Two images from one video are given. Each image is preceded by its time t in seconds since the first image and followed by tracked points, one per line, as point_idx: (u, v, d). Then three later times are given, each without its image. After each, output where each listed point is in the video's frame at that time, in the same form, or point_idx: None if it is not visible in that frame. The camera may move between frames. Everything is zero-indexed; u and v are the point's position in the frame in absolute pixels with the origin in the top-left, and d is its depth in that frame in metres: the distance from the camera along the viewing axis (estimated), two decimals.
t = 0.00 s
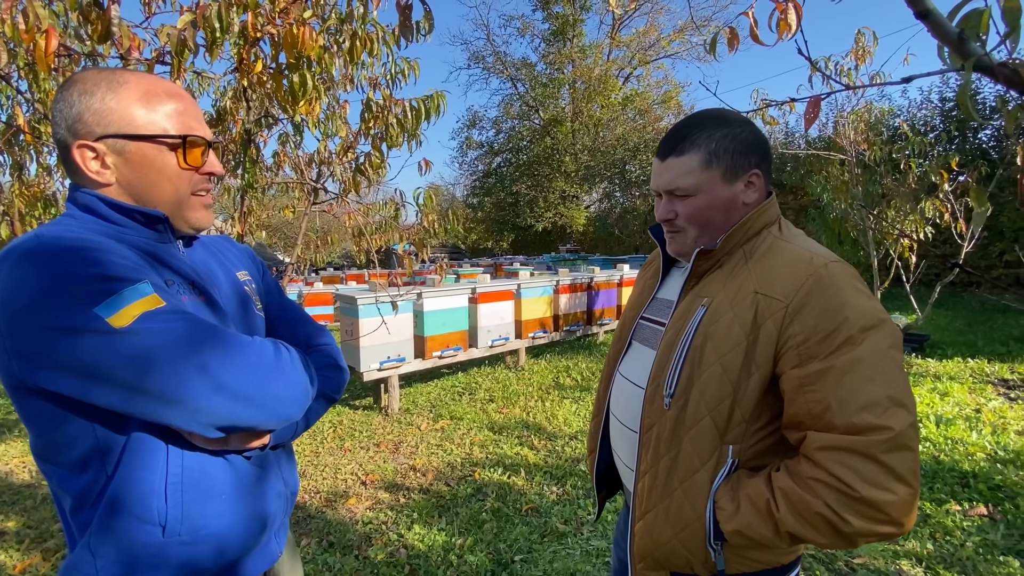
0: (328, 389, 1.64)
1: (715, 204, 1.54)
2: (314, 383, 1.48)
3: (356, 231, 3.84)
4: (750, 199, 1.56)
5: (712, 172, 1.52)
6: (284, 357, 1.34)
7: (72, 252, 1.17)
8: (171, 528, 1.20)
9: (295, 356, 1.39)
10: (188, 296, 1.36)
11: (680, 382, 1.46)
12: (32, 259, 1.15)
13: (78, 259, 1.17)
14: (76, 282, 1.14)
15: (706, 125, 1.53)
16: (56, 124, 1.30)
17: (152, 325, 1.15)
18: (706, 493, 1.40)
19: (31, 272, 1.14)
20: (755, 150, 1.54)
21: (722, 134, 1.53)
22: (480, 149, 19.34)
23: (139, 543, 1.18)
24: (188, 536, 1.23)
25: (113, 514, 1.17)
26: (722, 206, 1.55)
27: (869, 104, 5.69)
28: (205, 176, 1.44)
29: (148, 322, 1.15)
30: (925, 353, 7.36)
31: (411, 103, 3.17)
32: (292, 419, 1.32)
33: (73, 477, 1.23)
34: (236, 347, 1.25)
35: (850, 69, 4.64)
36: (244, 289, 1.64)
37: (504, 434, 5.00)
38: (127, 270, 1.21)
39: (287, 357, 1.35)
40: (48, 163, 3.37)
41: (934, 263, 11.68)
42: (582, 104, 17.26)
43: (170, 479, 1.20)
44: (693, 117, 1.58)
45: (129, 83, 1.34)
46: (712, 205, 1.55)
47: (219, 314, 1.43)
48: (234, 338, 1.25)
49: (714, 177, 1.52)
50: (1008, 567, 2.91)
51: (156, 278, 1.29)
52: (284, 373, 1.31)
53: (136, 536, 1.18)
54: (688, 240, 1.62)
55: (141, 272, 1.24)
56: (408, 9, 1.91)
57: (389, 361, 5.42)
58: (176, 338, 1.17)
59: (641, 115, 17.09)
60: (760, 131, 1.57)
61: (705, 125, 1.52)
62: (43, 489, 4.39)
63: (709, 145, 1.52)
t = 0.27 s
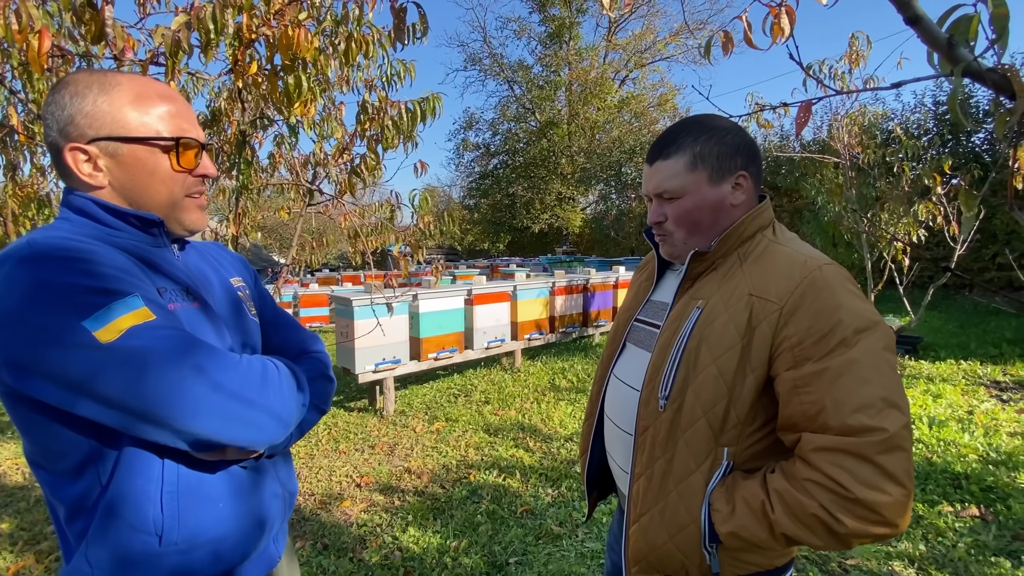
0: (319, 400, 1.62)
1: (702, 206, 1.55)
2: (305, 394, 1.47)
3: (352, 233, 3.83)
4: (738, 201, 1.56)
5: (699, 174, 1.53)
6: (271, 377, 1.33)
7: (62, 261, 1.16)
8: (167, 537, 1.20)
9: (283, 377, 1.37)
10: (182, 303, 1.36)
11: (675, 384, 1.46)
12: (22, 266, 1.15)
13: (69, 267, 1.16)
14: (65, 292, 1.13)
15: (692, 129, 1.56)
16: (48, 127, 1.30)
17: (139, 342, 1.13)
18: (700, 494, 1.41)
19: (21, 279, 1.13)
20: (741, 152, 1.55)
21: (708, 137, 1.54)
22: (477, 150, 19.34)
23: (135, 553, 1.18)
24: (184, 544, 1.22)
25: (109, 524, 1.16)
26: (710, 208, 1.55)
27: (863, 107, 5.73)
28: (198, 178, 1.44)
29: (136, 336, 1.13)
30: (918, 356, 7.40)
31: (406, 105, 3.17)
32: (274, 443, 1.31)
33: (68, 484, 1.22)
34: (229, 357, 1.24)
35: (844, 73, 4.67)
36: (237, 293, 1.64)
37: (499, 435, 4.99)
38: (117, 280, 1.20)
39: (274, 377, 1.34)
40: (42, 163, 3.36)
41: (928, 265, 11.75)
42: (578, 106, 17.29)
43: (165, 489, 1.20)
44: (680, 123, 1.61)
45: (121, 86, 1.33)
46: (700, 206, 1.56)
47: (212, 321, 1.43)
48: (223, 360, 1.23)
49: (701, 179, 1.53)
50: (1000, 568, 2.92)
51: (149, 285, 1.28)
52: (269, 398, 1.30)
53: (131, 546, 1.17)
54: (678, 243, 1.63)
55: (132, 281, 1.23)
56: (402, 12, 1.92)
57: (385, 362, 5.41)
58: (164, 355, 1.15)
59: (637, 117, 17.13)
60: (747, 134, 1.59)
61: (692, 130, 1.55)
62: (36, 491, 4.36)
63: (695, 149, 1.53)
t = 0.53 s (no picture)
0: (320, 410, 1.59)
1: (703, 210, 1.55)
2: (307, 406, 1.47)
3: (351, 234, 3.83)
4: (739, 206, 1.56)
5: (700, 178, 1.54)
6: (275, 399, 1.33)
7: (65, 276, 1.15)
8: (172, 551, 1.20)
9: (284, 400, 1.36)
10: (185, 317, 1.35)
11: (680, 391, 1.47)
12: (24, 281, 1.14)
13: (71, 283, 1.14)
14: (68, 309, 1.12)
15: (693, 134, 1.57)
16: (51, 133, 1.30)
17: (140, 365, 1.11)
18: (710, 500, 1.40)
19: (24, 294, 1.12)
20: (742, 157, 1.55)
21: (709, 142, 1.55)
22: (477, 150, 19.34)
23: (141, 568, 1.18)
24: (188, 557, 1.22)
25: (114, 540, 1.17)
26: (711, 212, 1.55)
27: (862, 109, 5.73)
28: (201, 183, 1.45)
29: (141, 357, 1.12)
30: (918, 357, 7.42)
31: (406, 107, 3.17)
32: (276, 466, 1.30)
33: (73, 497, 1.22)
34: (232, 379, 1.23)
35: (843, 74, 4.67)
36: (238, 300, 1.64)
37: (499, 437, 5.00)
38: (120, 296, 1.18)
39: (277, 398, 1.34)
40: (42, 164, 3.36)
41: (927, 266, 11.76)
42: (578, 107, 17.29)
43: (169, 502, 1.20)
44: (682, 128, 1.62)
45: (124, 91, 1.33)
46: (700, 210, 1.56)
47: (216, 334, 1.42)
48: (226, 382, 1.22)
49: (702, 183, 1.54)
50: (999, 571, 2.92)
51: (152, 300, 1.27)
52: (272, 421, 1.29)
53: (137, 560, 1.18)
54: (680, 247, 1.63)
55: (135, 297, 1.22)
56: (402, 17, 1.92)
57: (384, 364, 5.42)
58: (166, 380, 1.13)
59: (637, 118, 17.13)
60: (750, 139, 1.59)
61: (692, 135, 1.56)
62: (36, 492, 4.37)
63: (695, 153, 1.54)
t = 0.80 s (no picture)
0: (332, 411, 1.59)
1: (716, 207, 1.56)
2: (320, 410, 1.47)
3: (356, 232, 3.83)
4: (752, 203, 1.56)
5: (713, 176, 1.55)
6: (287, 410, 1.31)
7: (81, 281, 1.15)
8: (185, 556, 1.21)
9: (298, 410, 1.35)
10: (199, 320, 1.35)
11: (701, 392, 1.46)
12: (41, 285, 1.14)
13: (88, 288, 1.14)
14: (84, 316, 1.11)
15: (707, 131, 1.58)
16: (66, 131, 1.30)
17: (156, 374, 1.11)
18: (740, 504, 1.38)
19: (41, 298, 1.12)
20: (757, 155, 1.55)
21: (723, 140, 1.56)
22: (481, 148, 19.32)
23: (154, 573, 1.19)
24: (201, 562, 1.23)
25: (127, 545, 1.18)
26: (724, 210, 1.56)
27: (870, 107, 5.69)
28: (215, 182, 1.45)
29: (157, 367, 1.12)
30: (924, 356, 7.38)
31: (412, 105, 3.17)
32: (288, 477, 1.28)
33: (85, 498, 1.22)
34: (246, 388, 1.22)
35: (850, 72, 4.64)
36: (249, 298, 1.65)
37: (503, 435, 5.00)
38: (136, 302, 1.18)
39: (290, 410, 1.32)
40: (48, 162, 3.37)
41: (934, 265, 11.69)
42: (583, 104, 17.24)
43: (181, 509, 1.20)
44: (696, 127, 1.63)
45: (139, 90, 1.34)
46: (713, 208, 1.57)
47: (229, 337, 1.43)
48: (241, 390, 1.21)
49: (715, 181, 1.55)
50: (1007, 570, 2.91)
51: (168, 304, 1.27)
52: (285, 433, 1.27)
53: (151, 564, 1.19)
54: (692, 244, 1.64)
55: (151, 302, 1.21)
56: (409, 14, 1.92)
57: (389, 362, 5.43)
58: (180, 389, 1.12)
59: (641, 115, 17.07)
60: (765, 138, 1.59)
61: (706, 134, 1.57)
62: (43, 489, 4.39)
63: (709, 151, 1.55)
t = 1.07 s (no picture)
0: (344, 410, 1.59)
1: (723, 206, 1.55)
2: (332, 410, 1.47)
3: (363, 229, 3.84)
4: (761, 201, 1.55)
5: (720, 174, 1.54)
6: (292, 408, 1.31)
7: (89, 281, 1.16)
8: (201, 552, 1.22)
9: (303, 407, 1.35)
10: (210, 318, 1.36)
11: (712, 391, 1.46)
12: (50, 286, 1.15)
13: (95, 289, 1.15)
14: (89, 317, 1.12)
15: (714, 130, 1.58)
16: (85, 128, 1.31)
17: (160, 374, 1.12)
18: (754, 503, 1.37)
19: (49, 299, 1.13)
20: (764, 153, 1.55)
21: (731, 138, 1.55)
22: (487, 145, 19.30)
23: (170, 569, 1.20)
24: (217, 558, 1.24)
25: (143, 542, 1.19)
26: (731, 208, 1.55)
27: (880, 103, 5.64)
28: (232, 180, 1.46)
29: (160, 367, 1.12)
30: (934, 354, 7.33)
31: (418, 102, 3.18)
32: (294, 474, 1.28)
33: (98, 497, 1.24)
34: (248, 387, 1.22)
35: (860, 67, 4.60)
36: (263, 298, 1.66)
37: (509, 432, 5.00)
38: (143, 302, 1.19)
39: (295, 408, 1.32)
40: (58, 160, 3.40)
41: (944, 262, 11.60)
42: (589, 101, 17.18)
43: (197, 506, 1.22)
44: (704, 126, 1.63)
45: (158, 87, 1.35)
46: (721, 207, 1.56)
47: (241, 335, 1.43)
48: (247, 389, 1.22)
49: (722, 180, 1.54)
50: (1015, 570, 2.89)
51: (175, 304, 1.28)
52: (289, 432, 1.27)
53: (167, 561, 1.20)
54: (701, 244, 1.63)
55: (157, 302, 1.22)
56: (416, 12, 1.92)
57: (395, 358, 5.45)
58: (184, 389, 1.13)
59: (648, 112, 16.98)
60: (773, 136, 1.59)
61: (713, 132, 1.56)
62: (53, 484, 4.44)
63: (716, 150, 1.54)
